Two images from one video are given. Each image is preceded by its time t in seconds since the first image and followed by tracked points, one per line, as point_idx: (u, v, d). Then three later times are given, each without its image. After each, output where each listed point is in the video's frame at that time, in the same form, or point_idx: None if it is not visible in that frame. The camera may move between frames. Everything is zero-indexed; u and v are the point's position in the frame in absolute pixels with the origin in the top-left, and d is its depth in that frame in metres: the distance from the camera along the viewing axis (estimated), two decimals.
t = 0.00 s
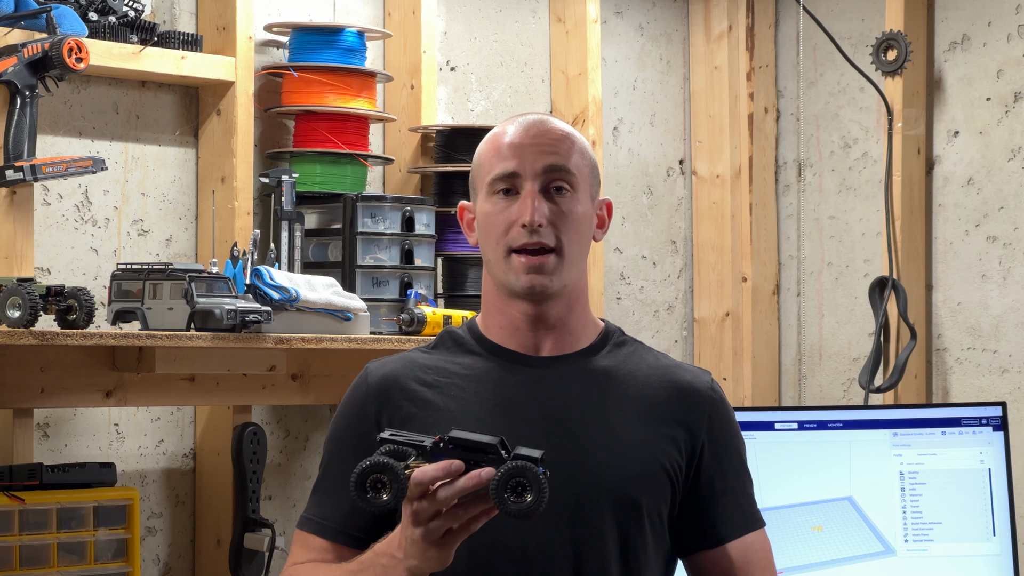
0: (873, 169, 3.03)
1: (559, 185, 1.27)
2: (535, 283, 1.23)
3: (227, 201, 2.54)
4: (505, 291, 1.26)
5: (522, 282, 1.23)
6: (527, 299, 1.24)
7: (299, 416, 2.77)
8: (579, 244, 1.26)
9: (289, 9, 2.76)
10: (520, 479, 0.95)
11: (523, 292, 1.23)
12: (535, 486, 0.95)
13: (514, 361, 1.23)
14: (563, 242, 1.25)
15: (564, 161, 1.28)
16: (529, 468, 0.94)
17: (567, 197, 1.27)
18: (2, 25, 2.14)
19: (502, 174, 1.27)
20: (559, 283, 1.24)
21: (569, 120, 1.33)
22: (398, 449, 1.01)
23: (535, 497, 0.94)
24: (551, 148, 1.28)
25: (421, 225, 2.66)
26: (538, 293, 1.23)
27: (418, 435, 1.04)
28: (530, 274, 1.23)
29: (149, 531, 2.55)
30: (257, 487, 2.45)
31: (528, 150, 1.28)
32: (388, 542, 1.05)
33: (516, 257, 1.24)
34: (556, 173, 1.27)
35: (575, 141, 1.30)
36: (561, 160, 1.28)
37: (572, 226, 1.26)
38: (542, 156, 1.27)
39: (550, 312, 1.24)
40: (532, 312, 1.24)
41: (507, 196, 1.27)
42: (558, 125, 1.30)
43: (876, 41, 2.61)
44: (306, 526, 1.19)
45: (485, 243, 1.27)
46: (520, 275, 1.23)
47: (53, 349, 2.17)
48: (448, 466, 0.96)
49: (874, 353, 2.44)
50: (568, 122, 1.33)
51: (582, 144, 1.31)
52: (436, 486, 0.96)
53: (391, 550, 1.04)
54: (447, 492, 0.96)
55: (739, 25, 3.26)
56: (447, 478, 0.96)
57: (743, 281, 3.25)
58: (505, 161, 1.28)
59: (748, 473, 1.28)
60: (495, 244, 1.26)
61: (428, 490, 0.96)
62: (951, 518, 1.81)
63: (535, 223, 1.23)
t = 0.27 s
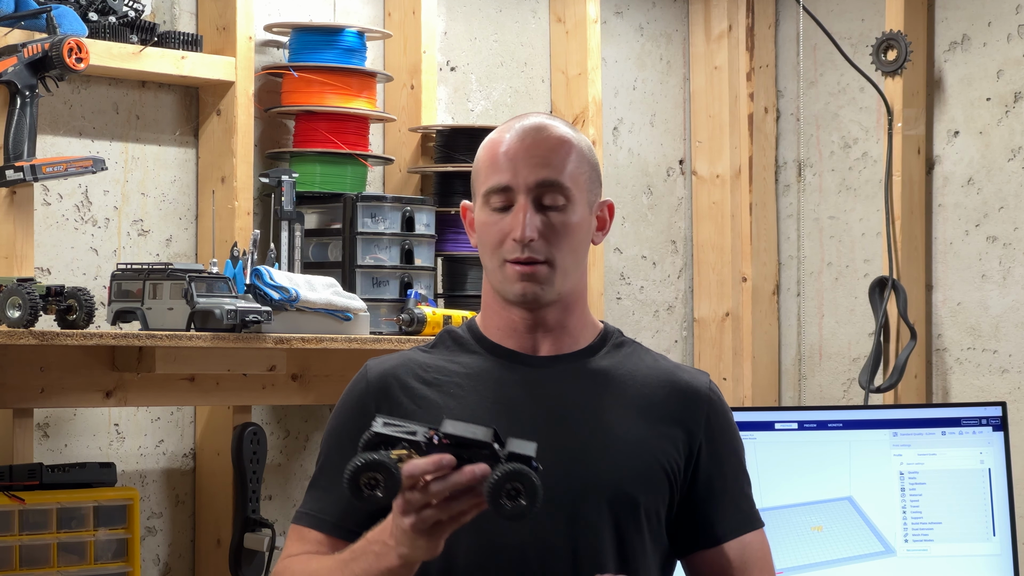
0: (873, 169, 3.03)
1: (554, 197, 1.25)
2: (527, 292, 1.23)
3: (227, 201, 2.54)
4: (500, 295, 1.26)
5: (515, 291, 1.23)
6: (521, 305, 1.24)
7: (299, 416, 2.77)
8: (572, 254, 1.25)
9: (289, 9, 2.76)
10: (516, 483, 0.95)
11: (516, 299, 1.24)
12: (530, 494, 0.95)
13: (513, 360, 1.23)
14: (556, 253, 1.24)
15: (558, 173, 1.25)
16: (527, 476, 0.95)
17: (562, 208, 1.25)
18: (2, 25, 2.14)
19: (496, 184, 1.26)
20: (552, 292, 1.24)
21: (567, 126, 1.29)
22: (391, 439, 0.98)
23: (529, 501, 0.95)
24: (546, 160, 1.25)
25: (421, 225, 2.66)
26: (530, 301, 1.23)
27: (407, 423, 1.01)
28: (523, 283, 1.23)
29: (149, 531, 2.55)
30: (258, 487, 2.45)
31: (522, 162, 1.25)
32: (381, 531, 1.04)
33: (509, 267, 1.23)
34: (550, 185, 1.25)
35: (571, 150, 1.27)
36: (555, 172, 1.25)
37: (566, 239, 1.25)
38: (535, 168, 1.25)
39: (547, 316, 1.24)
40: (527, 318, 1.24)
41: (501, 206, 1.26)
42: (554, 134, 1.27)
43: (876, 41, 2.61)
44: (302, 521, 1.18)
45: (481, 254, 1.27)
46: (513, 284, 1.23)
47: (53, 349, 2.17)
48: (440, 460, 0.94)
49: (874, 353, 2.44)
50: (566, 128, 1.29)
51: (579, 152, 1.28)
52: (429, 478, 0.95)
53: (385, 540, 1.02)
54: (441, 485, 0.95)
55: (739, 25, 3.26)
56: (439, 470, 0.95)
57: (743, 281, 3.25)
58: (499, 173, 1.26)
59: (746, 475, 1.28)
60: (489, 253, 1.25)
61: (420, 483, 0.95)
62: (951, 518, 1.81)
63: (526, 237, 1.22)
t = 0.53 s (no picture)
0: (873, 169, 3.03)
1: (538, 193, 1.25)
2: (513, 288, 1.22)
3: (227, 201, 2.54)
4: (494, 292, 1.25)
5: (501, 287, 1.22)
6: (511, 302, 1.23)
7: (299, 416, 2.77)
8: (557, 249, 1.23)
9: (289, 9, 2.76)
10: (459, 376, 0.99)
11: (503, 296, 1.23)
12: (473, 382, 0.99)
13: (511, 359, 1.23)
14: (540, 247, 1.22)
15: (542, 169, 1.25)
16: (468, 363, 0.99)
17: (546, 204, 1.25)
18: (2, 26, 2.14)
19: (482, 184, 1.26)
20: (540, 287, 1.22)
21: (552, 125, 1.29)
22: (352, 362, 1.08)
23: (473, 390, 0.99)
24: (529, 156, 1.25)
25: (421, 225, 2.66)
26: (517, 297, 1.22)
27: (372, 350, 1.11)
28: (508, 278, 1.22)
29: (149, 531, 2.55)
30: (258, 487, 2.45)
31: (506, 160, 1.26)
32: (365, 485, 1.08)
33: (493, 264, 1.22)
34: (534, 181, 1.25)
35: (557, 147, 1.27)
36: (539, 168, 1.25)
37: (551, 234, 1.24)
38: (518, 166, 1.25)
39: (541, 311, 1.23)
40: (522, 314, 1.23)
41: (487, 205, 1.26)
42: (538, 132, 1.27)
43: (876, 41, 2.61)
44: (306, 519, 1.18)
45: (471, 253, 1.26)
46: (499, 280, 1.22)
47: (53, 349, 2.17)
48: (390, 364, 1.01)
49: (874, 353, 2.44)
50: (552, 127, 1.30)
51: (566, 148, 1.28)
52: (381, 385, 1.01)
53: (367, 493, 1.07)
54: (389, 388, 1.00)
55: (739, 25, 3.26)
56: (389, 375, 1.01)
57: (743, 281, 3.25)
58: (484, 172, 1.26)
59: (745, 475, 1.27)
60: (478, 252, 1.25)
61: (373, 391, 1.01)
62: (951, 518, 1.81)
63: (508, 232, 1.21)
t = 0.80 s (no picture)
0: (873, 169, 3.03)
1: (545, 182, 1.28)
2: (529, 277, 1.23)
3: (227, 201, 2.54)
4: (499, 289, 1.26)
5: (516, 277, 1.23)
6: (522, 294, 1.24)
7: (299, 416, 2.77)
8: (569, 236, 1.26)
9: (289, 9, 2.76)
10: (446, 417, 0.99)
11: (517, 287, 1.24)
12: (457, 427, 0.98)
13: (510, 360, 1.23)
14: (553, 234, 1.25)
15: (548, 159, 1.28)
16: (453, 408, 0.98)
17: (554, 193, 1.28)
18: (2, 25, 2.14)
19: (488, 176, 1.28)
20: (553, 276, 1.24)
21: (549, 120, 1.33)
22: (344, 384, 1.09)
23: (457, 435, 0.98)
24: (534, 147, 1.28)
25: (421, 225, 2.66)
26: (532, 287, 1.23)
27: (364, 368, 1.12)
28: (524, 268, 1.23)
29: (149, 531, 2.55)
30: (258, 487, 2.45)
31: (511, 151, 1.28)
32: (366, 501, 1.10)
33: (508, 255, 1.24)
34: (541, 171, 1.28)
35: (557, 139, 1.30)
36: (544, 158, 1.28)
37: (560, 222, 1.27)
38: (523, 157, 1.28)
39: (548, 305, 1.24)
40: (527, 309, 1.24)
41: (495, 197, 1.28)
42: (538, 125, 1.31)
43: (876, 41, 2.60)
44: (310, 526, 1.18)
45: (478, 248, 1.27)
46: (513, 271, 1.24)
47: (52, 349, 2.17)
48: (381, 392, 1.03)
49: (874, 354, 2.44)
50: (548, 123, 1.34)
51: (565, 140, 1.32)
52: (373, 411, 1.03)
53: (368, 508, 1.09)
54: (381, 414, 1.02)
55: (739, 24, 3.26)
56: (381, 402, 1.03)
57: (743, 281, 3.25)
58: (490, 164, 1.28)
59: (746, 473, 1.27)
60: (487, 244, 1.26)
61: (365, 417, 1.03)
62: (950, 518, 1.81)
63: (523, 220, 1.24)
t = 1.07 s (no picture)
0: (873, 169, 3.03)
1: (539, 177, 1.28)
2: (523, 272, 1.23)
3: (227, 201, 2.54)
4: (496, 288, 1.26)
5: (510, 272, 1.23)
6: (518, 291, 1.24)
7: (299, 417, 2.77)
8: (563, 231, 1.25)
9: (289, 9, 2.76)
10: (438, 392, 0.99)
11: (512, 282, 1.23)
12: (449, 400, 0.98)
13: (508, 360, 1.23)
14: (546, 230, 1.25)
15: (541, 155, 1.29)
16: (444, 381, 0.98)
17: (547, 188, 1.28)
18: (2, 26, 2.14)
19: (482, 172, 1.28)
20: (547, 271, 1.24)
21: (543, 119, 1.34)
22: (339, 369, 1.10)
23: (450, 409, 0.98)
24: (527, 143, 1.29)
25: (421, 225, 2.66)
26: (526, 282, 1.23)
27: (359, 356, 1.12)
28: (517, 263, 1.23)
29: (149, 531, 2.55)
30: (258, 487, 2.45)
31: (505, 148, 1.29)
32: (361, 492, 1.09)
33: (503, 249, 1.23)
34: (535, 166, 1.28)
35: (551, 136, 1.31)
36: (538, 154, 1.29)
37: (554, 218, 1.26)
38: (517, 153, 1.28)
39: (543, 303, 1.24)
40: (524, 308, 1.24)
41: (489, 193, 1.28)
42: (531, 123, 1.32)
43: (876, 41, 2.61)
44: (310, 525, 1.18)
45: (472, 244, 1.27)
46: (508, 265, 1.23)
47: (53, 349, 2.17)
48: (373, 371, 1.03)
49: (874, 353, 2.44)
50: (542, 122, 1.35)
51: (559, 138, 1.32)
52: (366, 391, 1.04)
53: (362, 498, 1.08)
54: (374, 393, 1.02)
55: (739, 25, 3.26)
56: (373, 381, 1.03)
57: (743, 281, 3.25)
58: (484, 161, 1.29)
59: (745, 472, 1.27)
60: (482, 241, 1.26)
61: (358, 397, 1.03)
62: (950, 518, 1.81)
63: (517, 214, 1.24)
